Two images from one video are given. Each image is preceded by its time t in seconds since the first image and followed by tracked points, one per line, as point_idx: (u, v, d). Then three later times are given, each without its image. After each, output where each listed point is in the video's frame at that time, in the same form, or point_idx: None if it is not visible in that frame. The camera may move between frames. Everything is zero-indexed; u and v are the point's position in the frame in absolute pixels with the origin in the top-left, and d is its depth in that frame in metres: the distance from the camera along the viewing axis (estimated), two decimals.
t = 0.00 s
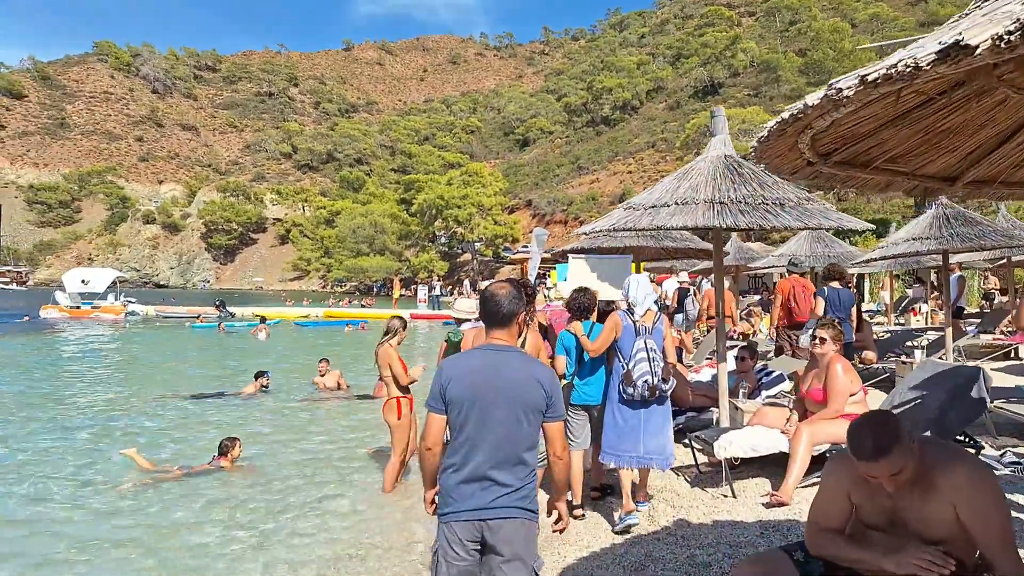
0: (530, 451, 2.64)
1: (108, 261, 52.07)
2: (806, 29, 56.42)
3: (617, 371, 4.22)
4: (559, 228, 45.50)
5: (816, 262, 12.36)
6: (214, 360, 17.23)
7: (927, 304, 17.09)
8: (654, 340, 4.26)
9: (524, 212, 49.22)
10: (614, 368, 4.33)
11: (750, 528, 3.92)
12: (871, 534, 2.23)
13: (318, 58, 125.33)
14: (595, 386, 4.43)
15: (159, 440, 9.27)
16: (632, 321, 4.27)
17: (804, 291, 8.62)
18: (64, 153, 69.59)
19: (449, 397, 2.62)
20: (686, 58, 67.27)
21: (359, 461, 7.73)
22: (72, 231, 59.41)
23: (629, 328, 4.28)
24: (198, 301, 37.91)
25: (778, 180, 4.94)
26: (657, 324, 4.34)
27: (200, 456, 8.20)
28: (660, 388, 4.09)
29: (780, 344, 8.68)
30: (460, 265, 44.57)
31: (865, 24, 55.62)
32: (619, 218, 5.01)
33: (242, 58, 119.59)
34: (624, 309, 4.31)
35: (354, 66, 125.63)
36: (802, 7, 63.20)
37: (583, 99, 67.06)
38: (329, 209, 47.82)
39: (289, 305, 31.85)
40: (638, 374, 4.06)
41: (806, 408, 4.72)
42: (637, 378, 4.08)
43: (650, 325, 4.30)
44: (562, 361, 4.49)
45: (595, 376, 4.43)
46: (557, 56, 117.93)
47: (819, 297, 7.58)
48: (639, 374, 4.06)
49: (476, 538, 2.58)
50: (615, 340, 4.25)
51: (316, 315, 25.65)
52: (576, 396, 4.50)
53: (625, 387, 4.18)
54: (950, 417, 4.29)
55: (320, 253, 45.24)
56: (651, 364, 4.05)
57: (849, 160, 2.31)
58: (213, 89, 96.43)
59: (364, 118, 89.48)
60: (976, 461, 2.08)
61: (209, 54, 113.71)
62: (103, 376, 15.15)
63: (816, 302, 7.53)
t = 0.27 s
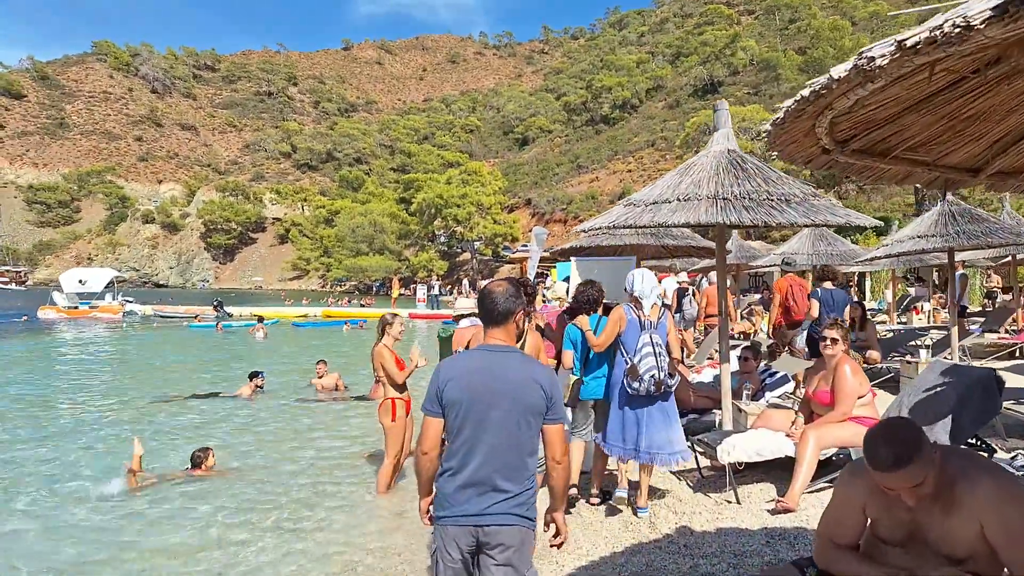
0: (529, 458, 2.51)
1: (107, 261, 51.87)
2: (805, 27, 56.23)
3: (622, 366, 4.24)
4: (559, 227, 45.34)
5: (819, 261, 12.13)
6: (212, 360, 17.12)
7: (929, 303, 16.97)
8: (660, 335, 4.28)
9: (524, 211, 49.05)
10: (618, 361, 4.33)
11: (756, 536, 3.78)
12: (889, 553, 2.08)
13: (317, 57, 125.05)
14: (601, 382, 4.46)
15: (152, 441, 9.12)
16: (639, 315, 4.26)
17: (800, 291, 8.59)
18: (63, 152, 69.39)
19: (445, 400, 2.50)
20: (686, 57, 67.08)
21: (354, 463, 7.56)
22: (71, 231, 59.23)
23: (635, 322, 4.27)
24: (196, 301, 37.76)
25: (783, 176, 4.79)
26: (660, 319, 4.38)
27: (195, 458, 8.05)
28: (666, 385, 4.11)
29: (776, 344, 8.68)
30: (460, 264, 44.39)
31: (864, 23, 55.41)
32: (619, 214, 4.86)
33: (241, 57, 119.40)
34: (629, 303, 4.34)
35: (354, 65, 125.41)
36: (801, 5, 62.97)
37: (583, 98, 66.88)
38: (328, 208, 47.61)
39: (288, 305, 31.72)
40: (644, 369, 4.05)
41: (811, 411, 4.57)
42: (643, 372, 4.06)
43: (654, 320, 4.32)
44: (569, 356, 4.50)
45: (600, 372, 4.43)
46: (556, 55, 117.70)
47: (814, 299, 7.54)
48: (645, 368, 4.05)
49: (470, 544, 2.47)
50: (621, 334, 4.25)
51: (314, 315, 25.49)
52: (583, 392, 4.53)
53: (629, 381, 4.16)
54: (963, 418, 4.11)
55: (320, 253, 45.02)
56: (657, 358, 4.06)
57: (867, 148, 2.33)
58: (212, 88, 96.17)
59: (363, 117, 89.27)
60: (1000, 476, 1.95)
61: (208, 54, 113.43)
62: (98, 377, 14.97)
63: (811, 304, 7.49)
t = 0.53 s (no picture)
0: (518, 460, 2.47)
1: (105, 262, 51.70)
2: (804, 27, 56.20)
3: (622, 365, 4.15)
4: (559, 227, 45.24)
5: (820, 259, 12.01)
6: (207, 361, 16.99)
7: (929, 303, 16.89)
8: (661, 334, 4.15)
9: (523, 211, 48.94)
10: (619, 361, 4.23)
11: (762, 543, 3.66)
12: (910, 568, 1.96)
13: (316, 58, 124.83)
14: (602, 380, 4.35)
15: (145, 443, 8.98)
16: (639, 314, 4.15)
17: (789, 290, 8.67)
18: (61, 153, 69.16)
19: (434, 404, 2.48)
20: (685, 57, 67.03)
21: (350, 465, 7.43)
22: (68, 231, 59.03)
23: (635, 321, 4.16)
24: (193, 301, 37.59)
25: (789, 174, 4.64)
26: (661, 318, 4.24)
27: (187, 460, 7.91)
28: (667, 384, 4.00)
29: (771, 344, 8.66)
30: (459, 264, 44.25)
31: (862, 22, 55.38)
32: (620, 211, 4.70)
33: (240, 57, 119.13)
34: (630, 303, 4.21)
35: (352, 65, 125.24)
36: (799, 5, 62.89)
37: (582, 98, 66.81)
38: (327, 208, 47.43)
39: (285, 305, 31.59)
40: (643, 369, 3.94)
41: (818, 413, 4.45)
42: (642, 373, 3.95)
43: (655, 319, 4.18)
44: (571, 357, 4.38)
45: (601, 371, 4.33)
46: (555, 55, 117.65)
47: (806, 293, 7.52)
48: (643, 368, 3.95)
49: (461, 548, 2.44)
50: (621, 333, 4.14)
51: (312, 315, 25.34)
52: (582, 391, 4.43)
53: (629, 381, 4.05)
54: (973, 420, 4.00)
55: (318, 253, 44.83)
56: (657, 359, 3.94)
57: (887, 136, 2.41)
58: (210, 88, 95.93)
59: (362, 117, 89.11)
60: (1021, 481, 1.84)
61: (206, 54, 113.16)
62: (93, 377, 14.83)
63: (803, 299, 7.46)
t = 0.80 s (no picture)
0: (499, 461, 2.52)
1: (102, 261, 51.49)
2: (802, 28, 56.15)
3: (620, 371, 4.01)
4: (558, 228, 45.14)
5: (821, 261, 11.91)
6: (203, 361, 16.85)
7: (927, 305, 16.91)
8: (658, 340, 3.99)
9: (522, 211, 48.83)
10: (616, 366, 4.10)
11: (768, 554, 3.55)
12: None
13: (315, 57, 124.63)
14: (600, 386, 4.33)
15: (137, 445, 8.87)
16: (636, 318, 4.00)
17: (778, 292, 9.24)
18: (58, 152, 68.99)
19: (416, 407, 2.55)
20: (683, 57, 66.98)
21: (343, 468, 7.33)
22: (66, 231, 58.83)
23: (632, 326, 4.02)
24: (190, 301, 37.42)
25: (794, 174, 4.51)
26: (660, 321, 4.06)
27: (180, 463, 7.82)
28: (663, 390, 3.86)
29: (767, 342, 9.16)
30: (458, 265, 44.08)
31: (861, 23, 55.32)
32: (620, 212, 4.58)
33: (239, 57, 118.87)
34: (627, 307, 4.08)
35: (351, 65, 125.15)
36: (798, 6, 62.79)
37: (581, 98, 66.72)
38: (325, 208, 47.26)
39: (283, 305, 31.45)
40: (638, 375, 3.83)
41: (823, 419, 4.34)
42: (638, 380, 3.85)
43: (653, 323, 4.02)
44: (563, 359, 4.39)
45: (598, 378, 4.32)
46: (554, 56, 117.65)
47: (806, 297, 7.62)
48: (640, 375, 3.83)
49: (447, 547, 2.49)
50: (619, 338, 4.03)
51: (309, 315, 25.21)
52: (576, 393, 4.41)
53: (626, 386, 3.95)
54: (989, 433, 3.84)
55: (317, 253, 44.69)
56: (653, 365, 3.82)
57: (909, 132, 2.46)
58: (209, 88, 95.73)
59: (361, 117, 88.94)
60: None
61: (205, 54, 112.93)
62: (87, 378, 14.71)
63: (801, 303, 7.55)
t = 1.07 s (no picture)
0: (493, 466, 2.44)
1: (100, 261, 51.36)
2: (801, 29, 56.09)
3: (620, 374, 4.11)
4: (557, 228, 45.08)
5: (822, 263, 11.86)
6: (200, 363, 16.76)
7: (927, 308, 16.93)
8: (657, 343, 4.09)
9: (521, 212, 48.76)
10: (614, 369, 4.20)
11: (772, 569, 3.46)
12: None
13: (314, 57, 124.48)
14: (594, 391, 4.42)
15: (130, 450, 8.77)
16: (633, 322, 4.07)
17: (773, 295, 9.31)
18: (57, 152, 68.87)
19: (409, 413, 2.48)
20: (683, 58, 66.94)
21: (338, 476, 7.23)
22: (64, 230, 58.70)
23: (630, 330, 4.08)
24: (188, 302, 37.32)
25: (799, 178, 4.42)
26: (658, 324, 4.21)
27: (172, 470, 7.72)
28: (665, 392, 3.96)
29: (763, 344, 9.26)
30: (457, 265, 43.96)
31: (860, 25, 55.25)
32: (622, 215, 4.50)
33: (238, 57, 118.70)
34: (625, 312, 4.14)
35: (351, 65, 125.01)
36: (797, 7, 62.70)
37: (580, 99, 66.67)
38: (324, 208, 47.19)
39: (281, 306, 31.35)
40: (641, 378, 3.92)
41: (826, 427, 4.27)
42: (641, 383, 3.92)
43: (652, 325, 4.13)
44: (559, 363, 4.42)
45: (593, 383, 4.39)
46: (554, 56, 117.61)
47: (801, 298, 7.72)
48: (642, 377, 3.92)
49: (446, 556, 2.40)
50: (617, 342, 4.07)
51: (307, 316, 25.10)
52: (570, 399, 4.45)
53: (627, 391, 4.04)
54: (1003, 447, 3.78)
55: (315, 253, 44.60)
56: (655, 367, 3.92)
57: (928, 140, 2.40)
58: (207, 87, 95.57)
59: (360, 117, 88.88)
60: None
61: (203, 54, 112.79)
62: (82, 379, 14.59)
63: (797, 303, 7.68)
